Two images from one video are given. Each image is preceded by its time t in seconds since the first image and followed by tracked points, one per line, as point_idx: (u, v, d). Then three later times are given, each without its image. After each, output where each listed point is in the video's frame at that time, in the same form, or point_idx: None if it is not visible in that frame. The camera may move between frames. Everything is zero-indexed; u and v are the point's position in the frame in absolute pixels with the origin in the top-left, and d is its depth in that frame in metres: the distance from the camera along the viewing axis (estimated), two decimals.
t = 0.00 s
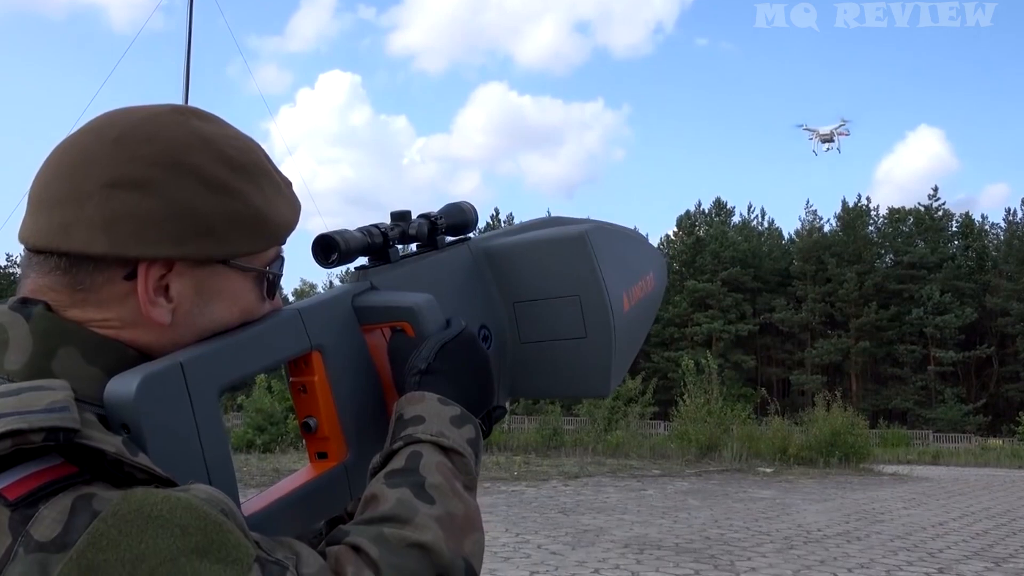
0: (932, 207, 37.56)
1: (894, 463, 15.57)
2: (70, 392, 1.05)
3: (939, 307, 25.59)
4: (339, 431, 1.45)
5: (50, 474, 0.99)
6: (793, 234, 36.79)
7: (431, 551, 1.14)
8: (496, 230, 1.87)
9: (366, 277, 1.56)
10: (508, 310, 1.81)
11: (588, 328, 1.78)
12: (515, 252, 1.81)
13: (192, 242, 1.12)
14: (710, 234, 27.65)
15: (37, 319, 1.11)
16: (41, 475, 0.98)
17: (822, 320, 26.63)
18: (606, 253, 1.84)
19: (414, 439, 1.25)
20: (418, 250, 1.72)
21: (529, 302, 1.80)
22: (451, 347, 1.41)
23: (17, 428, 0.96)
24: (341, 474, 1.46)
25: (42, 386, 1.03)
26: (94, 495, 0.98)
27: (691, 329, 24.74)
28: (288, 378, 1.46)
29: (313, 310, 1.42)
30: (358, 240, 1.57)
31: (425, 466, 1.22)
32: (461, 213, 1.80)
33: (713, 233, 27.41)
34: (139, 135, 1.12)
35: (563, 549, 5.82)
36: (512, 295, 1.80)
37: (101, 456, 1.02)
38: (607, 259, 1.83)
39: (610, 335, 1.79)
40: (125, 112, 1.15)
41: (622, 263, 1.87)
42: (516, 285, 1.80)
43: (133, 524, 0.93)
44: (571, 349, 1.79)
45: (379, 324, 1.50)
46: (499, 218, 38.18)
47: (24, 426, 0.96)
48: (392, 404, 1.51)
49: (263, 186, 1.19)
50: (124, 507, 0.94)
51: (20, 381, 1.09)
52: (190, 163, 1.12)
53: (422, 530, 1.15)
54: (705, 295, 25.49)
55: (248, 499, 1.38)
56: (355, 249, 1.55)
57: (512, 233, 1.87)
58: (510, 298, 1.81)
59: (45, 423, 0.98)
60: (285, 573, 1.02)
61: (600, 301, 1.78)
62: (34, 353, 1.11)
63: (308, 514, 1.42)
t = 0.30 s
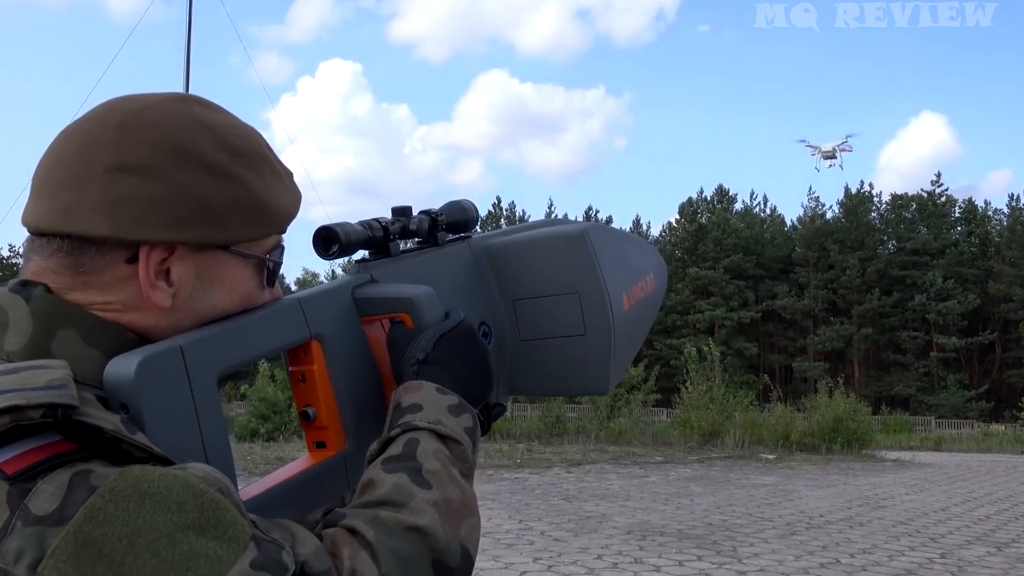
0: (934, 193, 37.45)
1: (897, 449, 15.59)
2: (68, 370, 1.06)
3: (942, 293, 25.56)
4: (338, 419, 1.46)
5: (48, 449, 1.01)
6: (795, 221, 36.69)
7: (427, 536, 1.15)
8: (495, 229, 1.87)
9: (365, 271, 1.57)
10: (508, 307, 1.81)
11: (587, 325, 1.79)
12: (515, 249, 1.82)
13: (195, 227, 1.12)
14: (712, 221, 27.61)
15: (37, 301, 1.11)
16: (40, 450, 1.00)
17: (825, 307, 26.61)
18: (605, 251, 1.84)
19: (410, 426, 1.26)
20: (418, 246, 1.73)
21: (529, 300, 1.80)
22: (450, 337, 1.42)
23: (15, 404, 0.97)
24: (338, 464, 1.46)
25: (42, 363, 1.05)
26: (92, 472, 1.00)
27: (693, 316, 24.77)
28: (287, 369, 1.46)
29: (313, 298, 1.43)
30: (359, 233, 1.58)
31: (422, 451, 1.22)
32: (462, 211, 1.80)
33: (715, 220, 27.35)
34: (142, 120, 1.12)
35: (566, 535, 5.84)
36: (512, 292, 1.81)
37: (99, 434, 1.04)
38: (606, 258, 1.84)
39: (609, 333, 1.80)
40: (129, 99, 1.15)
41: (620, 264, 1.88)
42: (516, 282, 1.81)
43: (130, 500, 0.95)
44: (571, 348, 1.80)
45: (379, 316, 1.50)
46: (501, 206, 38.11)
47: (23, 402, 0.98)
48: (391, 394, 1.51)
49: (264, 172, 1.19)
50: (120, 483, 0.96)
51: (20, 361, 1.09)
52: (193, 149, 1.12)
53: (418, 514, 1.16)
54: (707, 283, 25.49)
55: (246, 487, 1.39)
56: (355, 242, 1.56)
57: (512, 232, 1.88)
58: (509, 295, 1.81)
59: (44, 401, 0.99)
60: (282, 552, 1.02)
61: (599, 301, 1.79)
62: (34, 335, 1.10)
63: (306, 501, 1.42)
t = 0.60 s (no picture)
0: (937, 181, 37.37)
1: (899, 439, 15.63)
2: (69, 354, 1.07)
3: (944, 283, 25.56)
4: (337, 415, 1.46)
5: (47, 429, 1.01)
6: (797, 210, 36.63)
7: (424, 524, 1.15)
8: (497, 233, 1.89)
9: (367, 267, 1.57)
10: (509, 310, 1.82)
11: (588, 328, 1.80)
12: (517, 253, 1.83)
13: (198, 216, 1.13)
14: (714, 211, 27.58)
15: (40, 286, 1.11)
16: (37, 430, 1.01)
17: (827, 296, 26.60)
18: (606, 257, 1.86)
19: (410, 420, 1.26)
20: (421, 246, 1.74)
21: (531, 303, 1.82)
22: (450, 333, 1.42)
23: (15, 383, 0.98)
24: (337, 458, 1.47)
25: (42, 346, 1.05)
26: (90, 451, 1.00)
27: (695, 307, 24.78)
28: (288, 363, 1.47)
29: (316, 294, 1.44)
30: (362, 231, 1.60)
31: (420, 444, 1.23)
32: (466, 213, 1.81)
33: (717, 210, 27.30)
34: (149, 110, 1.12)
35: (568, 525, 5.85)
36: (513, 295, 1.82)
37: (98, 415, 1.04)
38: (607, 264, 1.85)
39: (610, 337, 1.81)
40: (139, 89, 1.16)
41: (622, 270, 1.90)
42: (518, 285, 1.82)
43: (128, 480, 0.97)
44: (572, 351, 1.81)
45: (380, 313, 1.51)
46: (503, 196, 38.08)
47: (22, 381, 0.98)
48: (390, 390, 1.52)
49: (268, 163, 1.19)
50: (119, 463, 0.98)
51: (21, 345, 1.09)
52: (198, 138, 1.12)
53: (414, 502, 1.16)
54: (709, 273, 25.49)
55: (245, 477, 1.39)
56: (359, 239, 1.58)
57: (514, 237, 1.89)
58: (511, 299, 1.83)
59: (43, 380, 1.00)
60: (278, 535, 1.03)
61: (601, 305, 1.81)
62: (35, 320, 1.10)
63: (304, 495, 1.42)
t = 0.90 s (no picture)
0: (938, 168, 37.31)
1: (900, 425, 15.68)
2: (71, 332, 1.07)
3: (946, 270, 25.56)
4: (339, 405, 1.46)
5: (49, 405, 1.02)
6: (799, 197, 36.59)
7: (424, 510, 1.15)
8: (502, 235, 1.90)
9: (370, 259, 1.60)
10: (512, 310, 1.83)
11: (590, 328, 1.80)
12: (521, 253, 1.84)
13: (205, 200, 1.13)
14: (715, 199, 27.55)
15: (45, 268, 1.11)
16: (40, 406, 1.01)
17: (828, 284, 26.59)
18: (612, 260, 1.87)
19: (413, 409, 1.27)
20: (426, 242, 1.76)
21: (534, 303, 1.82)
22: (454, 327, 1.42)
23: (18, 358, 0.99)
24: (338, 449, 1.47)
25: (46, 325, 1.06)
26: (92, 427, 1.00)
27: (697, 294, 24.81)
28: (292, 354, 1.48)
29: (320, 285, 1.44)
30: (368, 225, 1.63)
31: (423, 434, 1.23)
32: (470, 214, 1.84)
33: (719, 198, 27.25)
34: (161, 96, 1.13)
35: (570, 512, 5.88)
36: (517, 295, 1.83)
37: (101, 393, 1.04)
38: (611, 267, 1.86)
39: (614, 338, 1.81)
40: (149, 75, 1.17)
41: (626, 272, 1.90)
42: (521, 285, 1.83)
43: (130, 456, 0.97)
44: (574, 351, 1.81)
45: (383, 306, 1.52)
46: (504, 184, 38.03)
47: (25, 357, 0.99)
48: (392, 382, 1.52)
49: (276, 153, 1.20)
50: (120, 439, 0.98)
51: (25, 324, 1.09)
52: (209, 125, 1.14)
53: (415, 488, 1.16)
54: (710, 260, 25.49)
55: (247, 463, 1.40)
56: (365, 233, 1.61)
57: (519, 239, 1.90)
58: (514, 299, 1.83)
59: (46, 356, 1.00)
60: (279, 516, 1.03)
61: (604, 307, 1.81)
62: (40, 301, 1.11)
63: (304, 484, 1.43)
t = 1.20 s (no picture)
0: (941, 152, 37.16)
1: (903, 409, 15.68)
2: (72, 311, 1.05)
3: (949, 254, 25.50)
4: (340, 397, 1.44)
5: (49, 380, 1.00)
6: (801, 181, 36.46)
7: (425, 494, 1.12)
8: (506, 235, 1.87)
9: (372, 253, 1.63)
10: (516, 311, 1.80)
11: (594, 331, 1.77)
12: (525, 253, 1.80)
13: (209, 186, 1.11)
14: (718, 184, 27.45)
15: (46, 249, 1.10)
16: (41, 380, 0.99)
17: (831, 268, 26.52)
18: (618, 263, 1.83)
19: (415, 398, 1.23)
20: (431, 241, 1.78)
21: (537, 304, 1.79)
22: (457, 318, 1.40)
23: (17, 334, 0.97)
24: (338, 441, 1.44)
25: (45, 302, 1.04)
26: (92, 404, 0.99)
27: (699, 280, 24.77)
28: (294, 345, 1.46)
29: (324, 276, 1.43)
30: (372, 220, 1.69)
31: (424, 420, 1.20)
32: (477, 215, 1.84)
33: (721, 182, 27.14)
34: (169, 80, 1.11)
35: (574, 497, 5.88)
36: (521, 296, 1.80)
37: (101, 369, 1.02)
38: (617, 269, 1.82)
39: (616, 341, 1.78)
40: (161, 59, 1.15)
41: (631, 275, 1.86)
42: (525, 286, 1.80)
43: (127, 431, 0.94)
44: (577, 354, 1.78)
45: (384, 300, 1.50)
46: (505, 170, 37.90)
47: (25, 332, 0.97)
48: (394, 375, 1.50)
49: (284, 139, 1.18)
50: (120, 415, 0.95)
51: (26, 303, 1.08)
52: (216, 111, 1.11)
53: (416, 473, 1.13)
54: (712, 246, 25.42)
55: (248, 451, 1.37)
56: (367, 227, 1.67)
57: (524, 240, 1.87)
58: (518, 300, 1.80)
59: (47, 332, 0.99)
60: (278, 496, 1.02)
61: (608, 310, 1.78)
62: (42, 281, 1.10)
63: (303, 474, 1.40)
